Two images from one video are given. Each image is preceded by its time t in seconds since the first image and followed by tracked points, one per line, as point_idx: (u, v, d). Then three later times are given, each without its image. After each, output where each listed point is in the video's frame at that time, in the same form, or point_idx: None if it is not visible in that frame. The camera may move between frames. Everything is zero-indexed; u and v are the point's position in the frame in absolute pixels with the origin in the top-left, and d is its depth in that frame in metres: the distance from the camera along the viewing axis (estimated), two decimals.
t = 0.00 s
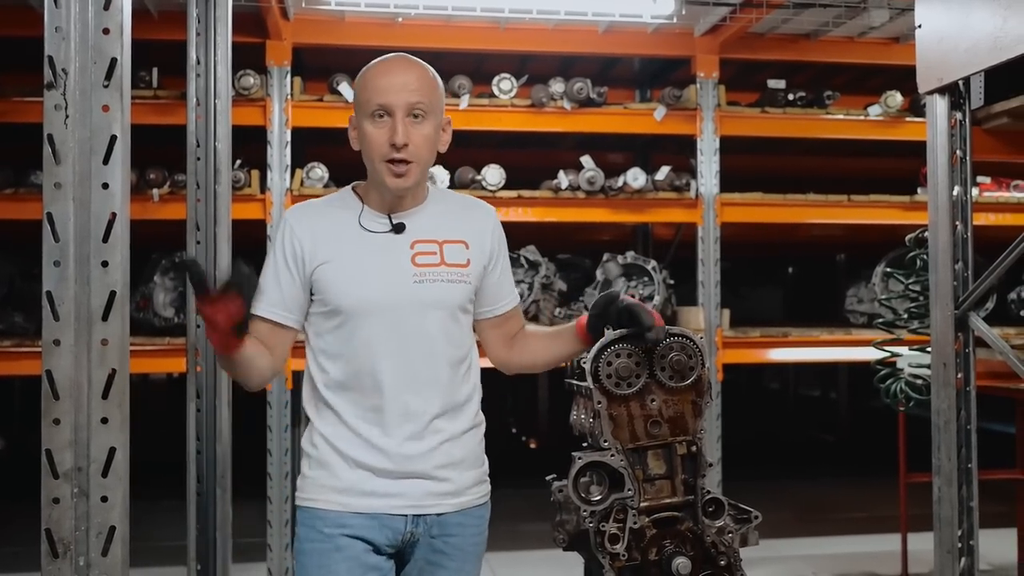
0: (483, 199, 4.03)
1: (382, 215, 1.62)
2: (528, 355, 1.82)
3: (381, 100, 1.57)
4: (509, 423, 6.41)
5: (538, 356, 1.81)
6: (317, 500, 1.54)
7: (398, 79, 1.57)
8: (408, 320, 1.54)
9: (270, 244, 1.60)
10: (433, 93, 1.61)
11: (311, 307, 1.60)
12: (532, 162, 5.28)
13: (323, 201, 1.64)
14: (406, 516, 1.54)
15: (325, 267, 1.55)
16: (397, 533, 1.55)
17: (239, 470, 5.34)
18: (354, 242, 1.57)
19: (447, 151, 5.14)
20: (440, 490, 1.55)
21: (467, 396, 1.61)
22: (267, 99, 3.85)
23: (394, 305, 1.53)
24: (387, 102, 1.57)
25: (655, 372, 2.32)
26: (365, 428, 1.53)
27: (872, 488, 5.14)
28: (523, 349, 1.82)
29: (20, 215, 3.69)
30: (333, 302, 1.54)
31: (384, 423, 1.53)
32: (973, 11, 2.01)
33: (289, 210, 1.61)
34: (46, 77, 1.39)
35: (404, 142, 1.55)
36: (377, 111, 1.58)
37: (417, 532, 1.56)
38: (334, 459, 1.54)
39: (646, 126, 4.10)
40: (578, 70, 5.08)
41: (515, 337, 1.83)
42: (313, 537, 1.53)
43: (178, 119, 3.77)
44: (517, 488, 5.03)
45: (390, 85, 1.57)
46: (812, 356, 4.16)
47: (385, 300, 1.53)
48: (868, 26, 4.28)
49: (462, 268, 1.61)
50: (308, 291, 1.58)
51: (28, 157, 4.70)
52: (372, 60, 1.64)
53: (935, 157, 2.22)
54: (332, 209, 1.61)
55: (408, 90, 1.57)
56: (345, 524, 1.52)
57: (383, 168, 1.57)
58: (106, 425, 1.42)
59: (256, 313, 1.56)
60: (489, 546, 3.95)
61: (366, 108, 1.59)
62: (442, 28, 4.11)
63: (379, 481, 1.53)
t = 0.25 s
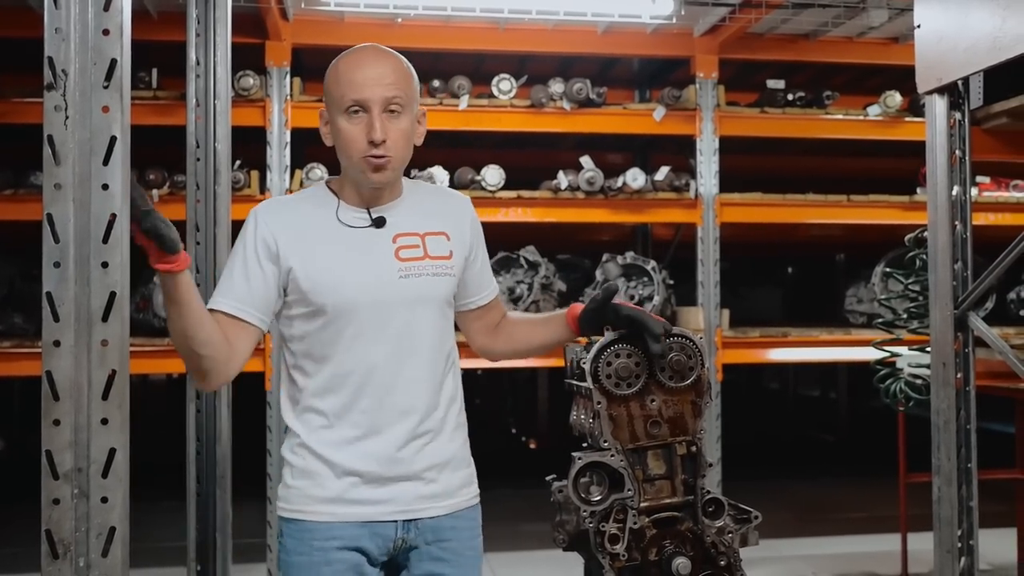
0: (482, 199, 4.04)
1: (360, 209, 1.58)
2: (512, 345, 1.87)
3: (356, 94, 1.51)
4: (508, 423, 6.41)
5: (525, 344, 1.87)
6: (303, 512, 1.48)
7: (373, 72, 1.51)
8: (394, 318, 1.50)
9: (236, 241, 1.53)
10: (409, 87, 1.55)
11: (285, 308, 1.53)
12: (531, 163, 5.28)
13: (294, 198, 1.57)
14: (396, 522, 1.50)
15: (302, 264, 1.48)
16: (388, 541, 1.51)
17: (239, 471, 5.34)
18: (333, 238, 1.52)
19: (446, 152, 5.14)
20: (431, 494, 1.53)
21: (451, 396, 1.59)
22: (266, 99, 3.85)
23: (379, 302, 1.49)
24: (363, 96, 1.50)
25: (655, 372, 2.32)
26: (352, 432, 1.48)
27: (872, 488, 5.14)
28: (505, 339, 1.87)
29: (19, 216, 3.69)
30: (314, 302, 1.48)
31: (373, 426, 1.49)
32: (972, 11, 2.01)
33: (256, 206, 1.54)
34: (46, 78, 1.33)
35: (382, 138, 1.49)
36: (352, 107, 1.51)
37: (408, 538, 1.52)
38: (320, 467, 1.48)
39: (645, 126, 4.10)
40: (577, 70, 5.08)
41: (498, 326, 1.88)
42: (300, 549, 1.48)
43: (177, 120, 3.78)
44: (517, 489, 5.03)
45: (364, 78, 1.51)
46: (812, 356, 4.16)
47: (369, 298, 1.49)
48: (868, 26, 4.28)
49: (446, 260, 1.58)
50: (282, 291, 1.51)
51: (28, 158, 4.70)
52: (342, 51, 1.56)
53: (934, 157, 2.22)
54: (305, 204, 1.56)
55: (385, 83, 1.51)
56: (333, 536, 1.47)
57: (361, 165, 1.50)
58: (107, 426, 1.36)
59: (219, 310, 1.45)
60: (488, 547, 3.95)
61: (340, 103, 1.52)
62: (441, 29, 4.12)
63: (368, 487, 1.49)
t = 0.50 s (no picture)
0: (480, 200, 4.03)
1: (343, 214, 1.56)
2: (503, 346, 1.90)
3: (337, 97, 1.49)
4: (507, 424, 6.41)
5: (514, 347, 1.90)
6: (292, 523, 1.47)
7: (354, 75, 1.49)
8: (381, 324, 1.49)
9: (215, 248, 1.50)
10: (390, 89, 1.53)
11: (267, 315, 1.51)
12: (530, 164, 5.28)
13: (273, 203, 1.55)
14: (386, 527, 1.49)
15: (286, 272, 1.46)
16: (379, 548, 1.50)
17: (238, 472, 5.33)
18: (318, 244, 1.50)
19: (445, 152, 5.14)
20: (420, 498, 1.53)
21: (437, 400, 1.59)
22: (265, 100, 3.85)
23: (366, 308, 1.48)
24: (344, 100, 1.48)
25: (654, 372, 2.31)
26: (338, 441, 1.47)
27: (872, 489, 5.14)
28: (496, 340, 1.91)
29: (18, 217, 3.68)
30: (298, 310, 1.46)
31: (360, 435, 1.48)
32: (970, 12, 2.02)
33: (236, 213, 1.51)
34: (44, 79, 1.32)
35: (365, 143, 1.47)
36: (332, 110, 1.50)
37: (399, 544, 1.52)
38: (306, 476, 1.47)
39: (644, 127, 4.11)
40: (575, 71, 5.08)
41: (489, 327, 1.91)
42: (288, 560, 1.47)
43: (176, 121, 3.78)
44: (516, 490, 5.03)
45: (345, 81, 1.49)
46: (810, 357, 4.15)
47: (356, 305, 1.47)
48: (866, 27, 4.28)
49: (431, 264, 1.58)
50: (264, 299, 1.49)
51: (27, 159, 4.70)
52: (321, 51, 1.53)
53: (933, 157, 2.22)
54: (286, 210, 1.54)
55: (366, 86, 1.49)
56: (323, 545, 1.46)
57: (343, 170, 1.49)
58: (105, 428, 1.35)
59: (203, 319, 1.43)
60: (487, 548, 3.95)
61: (320, 107, 1.50)
62: (440, 30, 4.12)
63: (356, 494, 1.48)
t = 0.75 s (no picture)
0: (479, 203, 4.03)
1: (336, 219, 1.56)
2: (499, 343, 1.92)
3: (330, 103, 1.48)
4: (505, 426, 6.41)
5: (512, 346, 1.92)
6: (285, 526, 1.47)
7: (347, 80, 1.49)
8: (373, 327, 1.49)
9: (207, 251, 1.50)
10: (384, 93, 1.53)
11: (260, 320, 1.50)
12: (528, 166, 5.28)
13: (266, 206, 1.55)
14: (378, 522, 1.49)
15: (279, 276, 1.46)
16: (376, 541, 1.49)
17: (235, 475, 5.33)
18: (310, 249, 1.50)
19: (444, 155, 5.14)
20: (412, 494, 1.52)
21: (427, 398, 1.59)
22: (263, 103, 3.85)
23: (357, 310, 1.48)
24: (337, 105, 1.48)
25: (653, 376, 2.31)
26: (329, 442, 1.47)
27: (870, 491, 5.15)
28: (491, 338, 1.92)
29: (16, 219, 3.68)
30: (292, 316, 1.46)
31: (350, 436, 1.47)
32: (968, 15, 2.03)
33: (227, 214, 1.51)
34: (44, 83, 1.32)
35: (359, 149, 1.47)
36: (326, 116, 1.50)
37: (395, 534, 1.51)
38: (298, 478, 1.47)
39: (642, 130, 4.11)
40: (574, 74, 5.09)
41: (484, 326, 1.93)
42: (284, 563, 1.47)
43: (174, 124, 3.78)
44: (514, 492, 5.03)
45: (338, 86, 1.49)
46: (808, 360, 4.16)
47: (347, 307, 1.47)
48: (863, 31, 4.30)
49: (425, 268, 1.58)
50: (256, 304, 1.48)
51: (25, 161, 4.70)
52: (313, 55, 1.53)
53: (930, 161, 2.23)
54: (279, 214, 1.53)
55: (359, 91, 1.49)
56: (318, 547, 1.46)
57: (336, 176, 1.49)
58: (104, 431, 1.35)
59: (193, 323, 1.43)
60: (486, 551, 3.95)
61: (314, 112, 1.50)
62: (438, 33, 4.12)
63: (349, 494, 1.48)
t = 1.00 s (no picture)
0: (477, 206, 4.04)
1: (338, 224, 1.55)
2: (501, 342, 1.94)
3: (335, 104, 1.49)
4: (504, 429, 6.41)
5: (512, 346, 1.95)
6: (282, 529, 1.48)
7: (352, 81, 1.49)
8: (371, 332, 1.49)
9: (208, 253, 1.50)
10: (389, 96, 1.54)
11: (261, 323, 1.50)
12: (526, 169, 5.29)
13: (269, 209, 1.55)
14: (374, 521, 1.49)
15: (280, 282, 1.46)
16: (374, 540, 1.50)
17: (234, 478, 5.32)
18: (311, 254, 1.50)
19: (442, 158, 5.15)
20: (409, 495, 1.52)
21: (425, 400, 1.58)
22: (262, 106, 3.85)
23: (356, 315, 1.47)
24: (342, 107, 1.48)
25: (652, 378, 2.31)
26: (326, 446, 1.47)
27: (868, 493, 5.15)
28: (493, 338, 1.93)
29: (15, 222, 3.68)
30: (292, 321, 1.46)
31: (346, 439, 1.47)
32: (965, 18, 2.03)
33: (228, 215, 1.51)
34: (44, 86, 1.32)
35: (362, 151, 1.47)
36: (329, 117, 1.50)
37: (392, 532, 1.50)
38: (294, 481, 1.48)
39: (640, 132, 4.12)
40: (572, 77, 5.10)
41: (485, 326, 1.93)
42: (282, 566, 1.49)
43: (173, 126, 3.78)
44: (513, 495, 5.03)
45: (343, 87, 1.49)
46: (806, 362, 4.16)
47: (346, 313, 1.47)
48: (861, 33, 4.30)
49: (427, 274, 1.58)
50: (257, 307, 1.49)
51: (24, 164, 4.70)
52: (319, 56, 1.53)
53: (928, 163, 2.23)
54: (281, 217, 1.53)
55: (364, 93, 1.49)
56: (316, 549, 1.47)
57: (338, 178, 1.48)
58: (104, 434, 1.35)
59: (190, 328, 1.45)
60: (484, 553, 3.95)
61: (318, 113, 1.50)
62: (437, 36, 4.12)
63: (345, 496, 1.48)
